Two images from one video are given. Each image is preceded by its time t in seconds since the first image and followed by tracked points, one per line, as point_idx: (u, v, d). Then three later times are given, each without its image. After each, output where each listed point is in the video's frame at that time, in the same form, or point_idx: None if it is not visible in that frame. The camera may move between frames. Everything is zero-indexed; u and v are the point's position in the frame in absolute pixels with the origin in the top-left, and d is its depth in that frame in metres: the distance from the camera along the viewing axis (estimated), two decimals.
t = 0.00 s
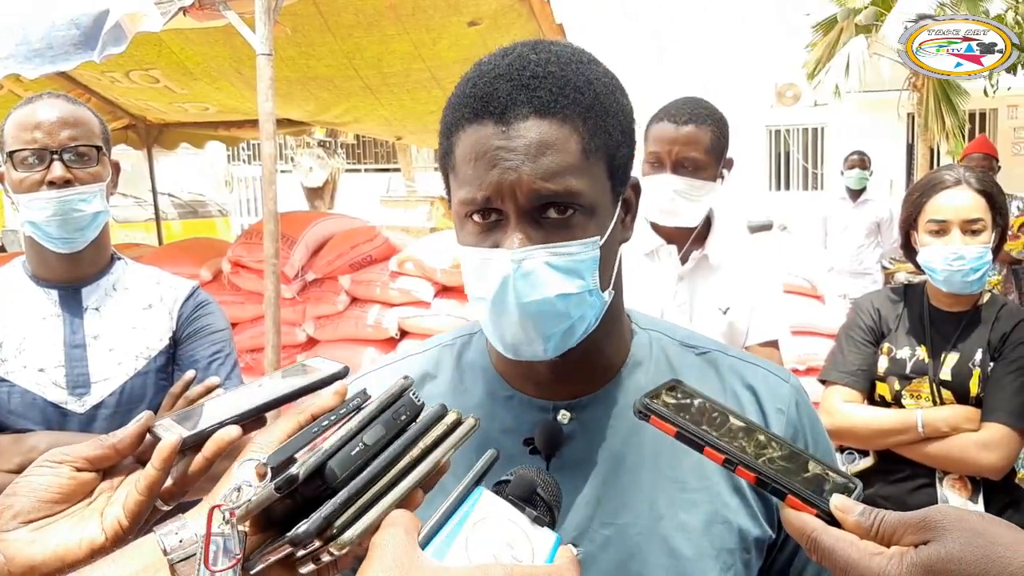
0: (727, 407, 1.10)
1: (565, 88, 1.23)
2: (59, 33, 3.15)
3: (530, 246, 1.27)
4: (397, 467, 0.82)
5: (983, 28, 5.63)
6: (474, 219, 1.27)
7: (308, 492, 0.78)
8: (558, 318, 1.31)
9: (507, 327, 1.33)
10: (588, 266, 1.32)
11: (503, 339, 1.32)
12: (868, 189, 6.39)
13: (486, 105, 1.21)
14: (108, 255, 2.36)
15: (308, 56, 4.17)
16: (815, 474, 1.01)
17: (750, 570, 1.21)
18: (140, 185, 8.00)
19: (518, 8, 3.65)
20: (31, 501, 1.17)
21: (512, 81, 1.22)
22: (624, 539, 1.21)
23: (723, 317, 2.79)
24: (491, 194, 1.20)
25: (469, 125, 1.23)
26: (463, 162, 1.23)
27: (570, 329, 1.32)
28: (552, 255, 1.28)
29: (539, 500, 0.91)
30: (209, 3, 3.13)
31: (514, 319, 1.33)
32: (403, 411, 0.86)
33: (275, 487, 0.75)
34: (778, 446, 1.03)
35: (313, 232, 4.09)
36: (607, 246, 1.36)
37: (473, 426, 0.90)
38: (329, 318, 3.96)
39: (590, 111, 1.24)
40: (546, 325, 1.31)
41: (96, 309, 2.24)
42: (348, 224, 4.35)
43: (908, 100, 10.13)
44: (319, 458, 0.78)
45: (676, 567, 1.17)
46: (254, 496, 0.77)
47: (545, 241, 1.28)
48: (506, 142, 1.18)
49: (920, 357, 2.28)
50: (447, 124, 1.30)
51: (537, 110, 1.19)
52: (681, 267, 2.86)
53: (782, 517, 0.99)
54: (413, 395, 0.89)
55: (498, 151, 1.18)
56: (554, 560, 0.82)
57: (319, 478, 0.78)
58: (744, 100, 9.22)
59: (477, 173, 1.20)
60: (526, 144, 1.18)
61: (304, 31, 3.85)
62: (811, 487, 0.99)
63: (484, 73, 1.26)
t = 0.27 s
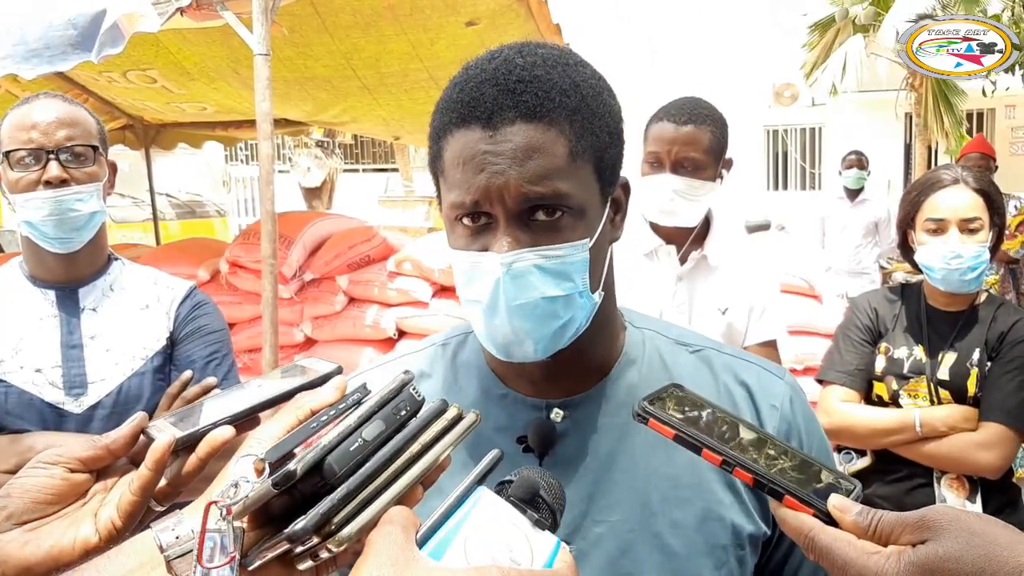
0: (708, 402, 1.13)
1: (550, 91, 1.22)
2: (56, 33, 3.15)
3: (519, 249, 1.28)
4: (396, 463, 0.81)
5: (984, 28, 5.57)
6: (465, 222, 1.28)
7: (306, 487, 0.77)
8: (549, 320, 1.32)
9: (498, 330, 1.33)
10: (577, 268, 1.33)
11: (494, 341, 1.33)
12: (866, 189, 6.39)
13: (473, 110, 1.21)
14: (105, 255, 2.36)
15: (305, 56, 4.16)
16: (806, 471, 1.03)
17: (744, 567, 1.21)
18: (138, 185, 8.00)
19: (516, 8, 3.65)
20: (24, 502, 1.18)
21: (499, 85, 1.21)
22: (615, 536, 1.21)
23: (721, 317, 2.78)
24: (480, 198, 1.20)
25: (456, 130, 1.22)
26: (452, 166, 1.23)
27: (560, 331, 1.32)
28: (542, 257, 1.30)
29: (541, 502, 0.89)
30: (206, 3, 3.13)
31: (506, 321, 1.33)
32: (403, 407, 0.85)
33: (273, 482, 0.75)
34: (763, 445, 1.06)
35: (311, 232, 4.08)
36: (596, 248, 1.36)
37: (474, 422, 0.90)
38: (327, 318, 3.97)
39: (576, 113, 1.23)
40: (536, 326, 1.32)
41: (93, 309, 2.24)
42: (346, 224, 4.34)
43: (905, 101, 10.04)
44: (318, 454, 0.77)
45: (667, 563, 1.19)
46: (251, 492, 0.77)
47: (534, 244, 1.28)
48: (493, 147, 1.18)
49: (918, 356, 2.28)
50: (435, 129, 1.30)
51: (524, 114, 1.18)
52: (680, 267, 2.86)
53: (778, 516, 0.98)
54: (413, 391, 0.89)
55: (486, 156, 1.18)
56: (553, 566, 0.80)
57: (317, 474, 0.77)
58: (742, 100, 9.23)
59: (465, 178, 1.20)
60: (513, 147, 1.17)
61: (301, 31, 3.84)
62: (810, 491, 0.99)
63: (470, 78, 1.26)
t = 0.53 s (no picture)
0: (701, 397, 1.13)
1: (535, 85, 1.23)
2: (53, 33, 3.14)
3: (499, 238, 1.29)
4: (394, 457, 0.82)
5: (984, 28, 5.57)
6: (452, 213, 1.29)
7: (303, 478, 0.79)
8: (529, 310, 1.33)
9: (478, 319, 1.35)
10: (560, 261, 1.33)
11: (476, 330, 1.34)
12: (863, 189, 6.41)
13: (458, 103, 1.22)
14: (102, 255, 2.35)
15: (303, 56, 4.16)
16: (806, 470, 1.03)
17: (739, 564, 1.22)
18: (136, 185, 7.99)
19: (514, 8, 3.66)
20: (20, 503, 1.21)
21: (484, 79, 1.22)
22: (610, 532, 1.20)
23: (719, 316, 2.78)
24: (463, 188, 1.21)
25: (443, 124, 1.24)
26: (439, 160, 1.25)
27: (542, 322, 1.33)
28: (522, 247, 1.30)
29: (538, 493, 0.89)
30: (204, 3, 3.13)
31: (486, 311, 1.35)
32: (401, 401, 0.87)
33: (269, 472, 0.74)
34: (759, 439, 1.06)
35: (308, 232, 4.08)
36: (583, 240, 1.35)
37: (474, 416, 0.90)
38: (325, 318, 3.97)
39: (561, 106, 1.23)
40: (516, 316, 1.33)
41: (91, 310, 2.23)
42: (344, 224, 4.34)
43: (903, 100, 10.13)
44: (313, 444, 0.77)
45: (660, 559, 1.19)
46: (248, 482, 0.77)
47: (515, 234, 1.29)
48: (475, 138, 1.19)
49: (916, 356, 2.28)
50: (427, 125, 1.32)
51: (506, 107, 1.19)
52: (678, 266, 2.86)
53: (773, 513, 1.00)
54: (413, 386, 0.89)
55: (468, 148, 1.19)
56: (553, 553, 0.81)
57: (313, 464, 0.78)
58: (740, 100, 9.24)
59: (449, 169, 1.22)
60: (494, 139, 1.18)
61: (299, 31, 3.84)
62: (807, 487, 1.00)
63: (458, 74, 1.27)
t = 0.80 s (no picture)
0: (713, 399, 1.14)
1: (507, 79, 1.24)
2: (51, 34, 3.14)
3: (467, 227, 1.28)
4: (395, 460, 0.84)
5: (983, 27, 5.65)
6: (430, 204, 1.32)
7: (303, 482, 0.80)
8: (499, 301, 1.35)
9: (450, 312, 1.39)
10: (528, 251, 1.32)
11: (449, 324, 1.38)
12: (861, 189, 6.42)
13: (434, 97, 1.26)
14: (101, 256, 2.35)
15: (301, 56, 4.16)
16: (807, 471, 1.04)
17: (732, 564, 1.23)
18: (134, 185, 7.98)
19: (512, 8, 3.66)
20: (18, 500, 1.22)
21: (459, 73, 1.26)
22: (602, 532, 1.21)
23: (717, 315, 2.78)
24: (433, 178, 1.24)
25: (420, 118, 1.28)
26: (415, 151, 1.28)
27: (512, 313, 1.33)
28: (491, 237, 1.28)
29: (536, 494, 0.89)
30: (202, 3, 3.13)
31: (458, 303, 1.39)
32: (402, 404, 0.89)
33: (266, 477, 0.77)
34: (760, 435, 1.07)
35: (307, 233, 4.07)
36: (555, 231, 1.33)
37: (475, 417, 0.92)
38: (323, 318, 3.97)
39: (532, 99, 1.24)
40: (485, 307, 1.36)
41: (90, 311, 2.23)
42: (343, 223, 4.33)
43: (901, 100, 10.14)
44: (311, 449, 0.79)
45: (651, 560, 1.19)
46: (248, 488, 0.79)
47: (483, 223, 1.27)
48: (443, 130, 1.21)
49: (914, 356, 2.29)
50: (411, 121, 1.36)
51: (475, 99, 1.21)
52: (676, 266, 2.87)
53: (773, 509, 1.00)
54: (415, 389, 0.92)
55: (438, 138, 1.22)
56: (551, 555, 0.80)
57: (312, 468, 0.80)
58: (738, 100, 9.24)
59: (422, 160, 1.25)
60: (461, 128, 1.20)
61: (297, 32, 3.84)
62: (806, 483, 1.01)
63: (440, 71, 1.31)
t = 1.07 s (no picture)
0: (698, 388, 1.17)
1: (469, 91, 1.24)
2: (50, 34, 3.14)
3: (447, 244, 1.29)
4: (385, 478, 0.84)
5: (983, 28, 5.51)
6: (407, 224, 1.33)
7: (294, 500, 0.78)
8: (485, 314, 1.34)
9: (438, 327, 1.39)
10: (509, 262, 1.31)
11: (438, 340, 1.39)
12: (860, 189, 6.42)
13: (398, 117, 1.26)
14: (101, 257, 2.35)
15: (300, 56, 4.16)
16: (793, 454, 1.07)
17: (725, 563, 1.22)
18: (133, 185, 7.98)
19: (511, 8, 3.66)
20: (14, 497, 1.22)
21: (420, 90, 1.26)
22: (595, 531, 1.22)
23: (717, 314, 2.78)
24: (405, 199, 1.24)
25: (387, 139, 1.28)
26: (386, 174, 1.29)
27: (499, 325, 1.33)
28: (469, 251, 1.28)
29: (528, 503, 0.88)
30: (201, 4, 3.13)
31: (443, 318, 1.39)
32: (395, 419, 0.89)
33: (258, 496, 0.75)
34: (743, 424, 1.12)
35: (306, 233, 4.07)
36: (535, 238, 1.33)
37: (468, 432, 0.94)
38: (322, 319, 3.97)
39: (497, 109, 1.24)
40: (472, 320, 1.36)
41: (89, 311, 2.23)
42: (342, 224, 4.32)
43: (899, 100, 10.14)
44: (302, 468, 0.78)
45: (640, 558, 1.20)
46: (241, 506, 0.76)
47: (462, 238, 1.28)
48: (411, 150, 1.22)
49: (913, 356, 2.29)
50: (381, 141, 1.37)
51: (439, 115, 1.22)
52: (675, 265, 2.87)
53: (766, 501, 1.00)
54: (408, 405, 0.92)
55: (406, 159, 1.22)
56: (542, 564, 0.81)
57: (303, 486, 0.78)
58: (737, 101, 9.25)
59: (392, 182, 1.25)
60: (429, 147, 1.21)
61: (296, 32, 3.84)
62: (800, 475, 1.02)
63: (403, 89, 1.31)
